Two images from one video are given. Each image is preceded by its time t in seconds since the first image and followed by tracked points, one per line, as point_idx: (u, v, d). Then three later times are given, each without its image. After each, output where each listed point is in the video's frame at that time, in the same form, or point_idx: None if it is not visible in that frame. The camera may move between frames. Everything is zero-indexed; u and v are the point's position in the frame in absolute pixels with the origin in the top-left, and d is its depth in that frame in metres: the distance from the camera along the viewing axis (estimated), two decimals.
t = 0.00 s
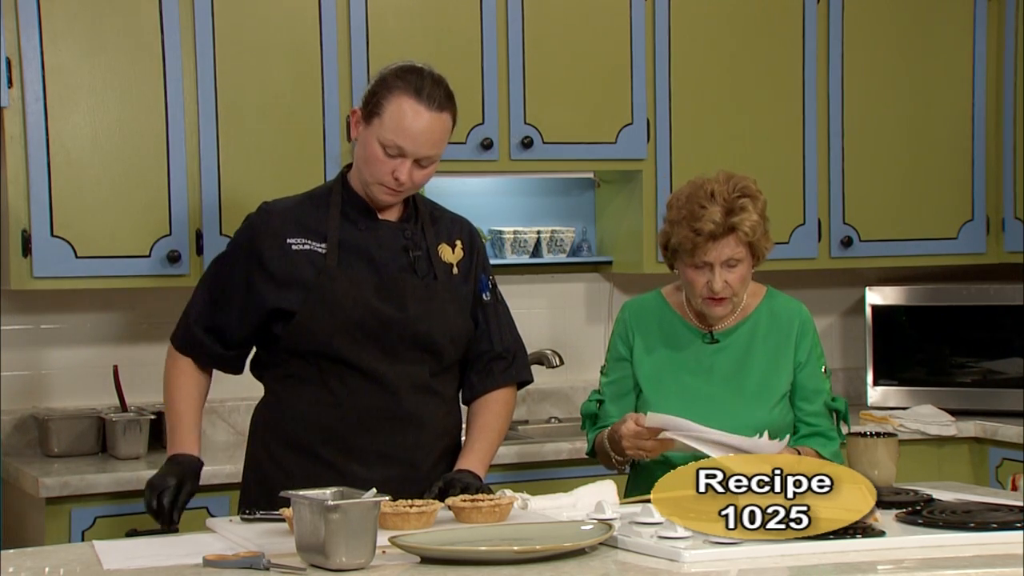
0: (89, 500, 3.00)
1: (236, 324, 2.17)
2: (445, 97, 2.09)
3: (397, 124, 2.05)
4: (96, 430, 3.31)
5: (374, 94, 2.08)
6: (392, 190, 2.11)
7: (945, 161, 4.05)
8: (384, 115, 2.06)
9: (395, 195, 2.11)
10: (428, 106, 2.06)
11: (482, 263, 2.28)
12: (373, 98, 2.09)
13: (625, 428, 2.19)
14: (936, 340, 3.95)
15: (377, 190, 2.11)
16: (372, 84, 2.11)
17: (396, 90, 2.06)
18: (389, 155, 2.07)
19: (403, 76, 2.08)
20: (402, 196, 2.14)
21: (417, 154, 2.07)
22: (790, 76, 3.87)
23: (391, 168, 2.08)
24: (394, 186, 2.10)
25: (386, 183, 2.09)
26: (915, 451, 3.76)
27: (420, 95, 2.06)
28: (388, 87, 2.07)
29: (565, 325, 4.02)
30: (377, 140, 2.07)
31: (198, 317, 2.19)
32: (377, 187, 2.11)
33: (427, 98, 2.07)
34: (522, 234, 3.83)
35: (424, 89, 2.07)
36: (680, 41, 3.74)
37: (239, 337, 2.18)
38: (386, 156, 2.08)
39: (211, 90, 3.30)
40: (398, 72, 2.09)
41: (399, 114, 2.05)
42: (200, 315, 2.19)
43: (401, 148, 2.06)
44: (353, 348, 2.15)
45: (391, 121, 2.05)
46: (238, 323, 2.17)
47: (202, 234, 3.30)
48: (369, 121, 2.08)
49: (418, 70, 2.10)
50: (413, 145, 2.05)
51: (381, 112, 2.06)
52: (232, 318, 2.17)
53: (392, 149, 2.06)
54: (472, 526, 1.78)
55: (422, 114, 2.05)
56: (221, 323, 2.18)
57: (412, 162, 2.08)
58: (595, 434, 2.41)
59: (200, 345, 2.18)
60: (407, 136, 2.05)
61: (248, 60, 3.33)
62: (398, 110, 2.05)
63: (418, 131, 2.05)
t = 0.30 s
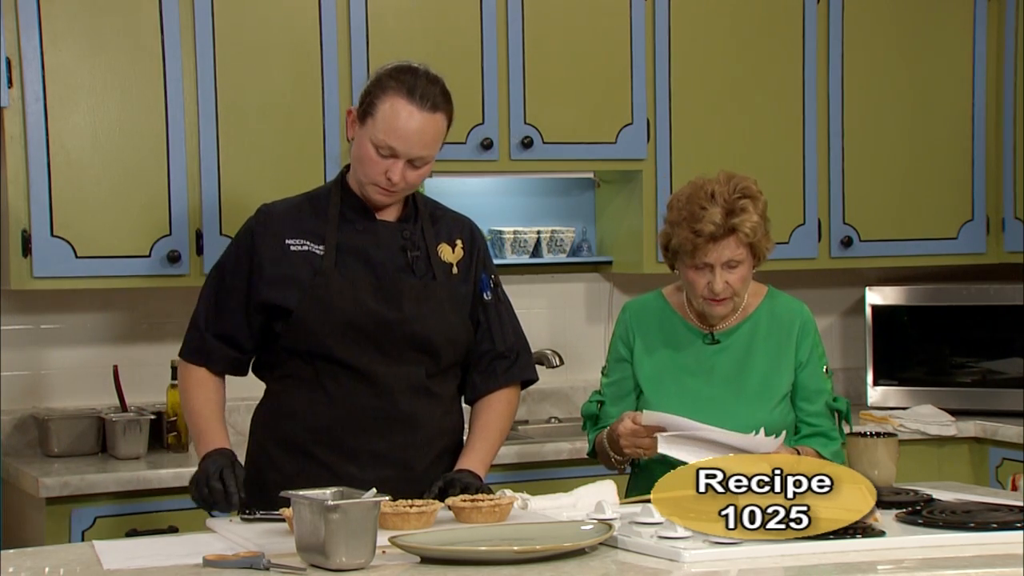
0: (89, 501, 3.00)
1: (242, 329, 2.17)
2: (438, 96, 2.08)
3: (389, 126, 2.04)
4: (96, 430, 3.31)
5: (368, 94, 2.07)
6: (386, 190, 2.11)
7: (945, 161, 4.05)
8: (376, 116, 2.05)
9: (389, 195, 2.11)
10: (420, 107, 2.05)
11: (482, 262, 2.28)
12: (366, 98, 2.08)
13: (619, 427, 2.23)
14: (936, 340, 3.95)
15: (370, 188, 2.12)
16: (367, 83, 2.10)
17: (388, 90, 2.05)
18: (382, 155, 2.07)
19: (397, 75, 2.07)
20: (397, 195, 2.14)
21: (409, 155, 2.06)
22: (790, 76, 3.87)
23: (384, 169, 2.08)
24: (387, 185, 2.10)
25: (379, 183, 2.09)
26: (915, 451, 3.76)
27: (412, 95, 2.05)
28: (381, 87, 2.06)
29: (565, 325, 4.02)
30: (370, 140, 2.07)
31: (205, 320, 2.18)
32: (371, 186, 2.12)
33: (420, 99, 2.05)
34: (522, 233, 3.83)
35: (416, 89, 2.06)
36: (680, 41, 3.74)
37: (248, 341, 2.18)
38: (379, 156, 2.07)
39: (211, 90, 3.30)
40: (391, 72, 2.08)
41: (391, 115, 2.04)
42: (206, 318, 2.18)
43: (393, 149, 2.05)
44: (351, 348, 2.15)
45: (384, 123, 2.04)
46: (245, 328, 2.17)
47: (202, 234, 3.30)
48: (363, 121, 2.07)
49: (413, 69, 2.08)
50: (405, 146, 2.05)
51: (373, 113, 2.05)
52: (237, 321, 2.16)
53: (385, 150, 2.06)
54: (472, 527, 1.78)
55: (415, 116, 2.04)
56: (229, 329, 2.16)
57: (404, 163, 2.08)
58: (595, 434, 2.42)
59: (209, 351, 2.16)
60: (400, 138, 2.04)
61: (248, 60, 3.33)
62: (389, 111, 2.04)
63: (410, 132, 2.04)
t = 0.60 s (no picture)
0: (89, 500, 3.00)
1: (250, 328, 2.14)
2: (445, 94, 2.10)
3: (405, 128, 2.05)
4: (96, 430, 3.31)
5: (375, 100, 2.08)
6: (402, 194, 2.12)
7: (945, 160, 4.05)
8: (389, 121, 2.06)
9: (405, 198, 2.12)
10: (432, 107, 2.07)
11: (482, 262, 2.29)
12: (374, 102, 2.08)
13: (618, 427, 2.23)
14: (936, 340, 3.94)
15: (385, 194, 2.12)
16: (371, 88, 2.10)
17: (399, 93, 2.06)
18: (398, 160, 2.08)
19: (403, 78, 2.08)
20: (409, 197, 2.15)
21: (426, 157, 2.07)
22: (790, 76, 3.87)
23: (400, 172, 2.09)
24: (403, 189, 2.10)
25: (395, 188, 2.10)
26: (915, 450, 3.76)
27: (424, 97, 2.07)
28: (390, 91, 2.07)
29: (565, 325, 4.02)
30: (383, 146, 2.07)
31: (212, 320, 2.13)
32: (385, 192, 2.12)
33: (430, 100, 2.07)
34: (522, 233, 3.83)
35: (425, 90, 2.07)
36: (680, 41, 3.74)
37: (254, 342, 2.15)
38: (393, 161, 2.08)
39: (211, 90, 3.30)
40: (398, 74, 2.08)
41: (405, 118, 2.05)
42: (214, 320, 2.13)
43: (410, 153, 2.06)
44: (353, 348, 2.16)
45: (397, 126, 2.05)
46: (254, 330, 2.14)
47: (202, 234, 3.30)
48: (373, 127, 2.07)
49: (415, 69, 2.09)
50: (422, 148, 2.06)
51: (385, 117, 2.06)
52: (245, 320, 2.13)
53: (400, 154, 2.07)
54: (472, 527, 1.78)
55: (427, 116, 2.06)
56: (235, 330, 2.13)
57: (420, 165, 2.09)
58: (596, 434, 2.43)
59: (218, 351, 2.12)
60: (415, 141, 2.05)
61: (248, 60, 3.33)
62: (403, 115, 2.05)
63: (425, 134, 2.06)
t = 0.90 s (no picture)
0: (89, 500, 3.00)
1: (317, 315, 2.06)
2: (446, 90, 2.13)
3: (417, 127, 2.08)
4: (96, 431, 3.30)
5: (379, 101, 2.10)
6: (415, 193, 2.14)
7: (944, 160, 4.05)
8: (399, 121, 2.08)
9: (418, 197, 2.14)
10: (438, 103, 2.10)
11: (474, 262, 2.31)
12: (381, 104, 2.09)
13: (618, 428, 2.23)
14: (936, 340, 3.94)
15: (400, 195, 2.13)
16: (371, 90, 2.12)
17: (406, 93, 2.08)
18: (412, 159, 2.10)
19: (404, 76, 2.10)
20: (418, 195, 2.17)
21: (439, 153, 2.11)
22: (790, 76, 3.87)
23: (414, 171, 2.11)
24: (418, 187, 2.13)
25: (410, 187, 2.12)
26: (915, 450, 3.76)
27: (430, 94, 2.10)
28: (396, 91, 2.09)
29: (565, 325, 4.02)
30: (396, 147, 2.09)
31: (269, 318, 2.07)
32: (400, 193, 2.13)
33: (434, 93, 2.10)
34: (522, 233, 3.83)
35: (430, 87, 2.10)
36: (680, 41, 3.74)
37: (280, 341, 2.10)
38: (407, 160, 2.10)
39: (211, 89, 3.30)
40: (400, 75, 2.10)
41: (415, 117, 2.08)
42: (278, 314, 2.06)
43: (425, 149, 2.09)
44: (373, 347, 2.15)
45: (408, 125, 2.08)
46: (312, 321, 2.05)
47: (202, 234, 3.30)
48: (382, 129, 2.09)
49: (412, 66, 2.13)
50: (436, 144, 2.09)
51: (396, 118, 2.08)
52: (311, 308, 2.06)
53: (414, 152, 2.09)
54: (472, 527, 1.78)
55: (436, 110, 2.09)
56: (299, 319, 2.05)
57: (432, 161, 2.12)
58: (596, 433, 2.43)
59: (296, 343, 2.04)
60: (428, 136, 2.08)
61: (249, 60, 3.33)
62: (413, 113, 2.08)
63: (437, 131, 2.09)
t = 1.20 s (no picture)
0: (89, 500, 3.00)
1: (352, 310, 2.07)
2: (456, 87, 2.19)
3: (436, 124, 2.13)
4: (96, 430, 3.30)
5: (397, 100, 2.13)
6: (430, 189, 2.18)
7: (945, 160, 4.05)
8: (419, 118, 2.12)
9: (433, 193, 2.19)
10: (453, 100, 2.16)
11: (470, 262, 2.32)
12: (397, 103, 2.13)
13: (618, 428, 2.23)
14: (936, 340, 3.94)
15: (416, 193, 2.18)
16: (385, 89, 2.15)
17: (423, 90, 2.13)
18: (431, 155, 2.15)
19: (418, 74, 2.15)
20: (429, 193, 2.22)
21: (455, 148, 2.16)
22: (790, 76, 3.87)
23: (432, 167, 2.16)
24: (434, 184, 2.17)
25: (428, 184, 2.16)
26: (915, 450, 3.76)
27: (445, 91, 2.15)
28: (413, 89, 2.13)
29: (565, 325, 4.02)
30: (415, 145, 2.13)
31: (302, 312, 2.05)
32: (416, 190, 2.17)
33: (449, 90, 2.16)
34: (522, 233, 3.83)
35: (443, 85, 2.16)
36: (680, 41, 3.74)
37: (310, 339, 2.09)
38: (426, 158, 2.15)
39: (211, 89, 3.30)
40: (414, 73, 2.15)
41: (435, 113, 2.13)
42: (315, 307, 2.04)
43: (443, 146, 2.14)
44: (392, 345, 2.16)
45: (428, 123, 2.13)
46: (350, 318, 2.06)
47: (202, 234, 3.30)
48: (401, 128, 2.13)
49: (423, 64, 2.17)
50: (454, 140, 2.15)
51: (415, 116, 2.12)
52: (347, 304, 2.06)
53: (433, 150, 2.14)
54: (472, 527, 1.78)
55: (452, 107, 2.15)
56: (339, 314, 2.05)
57: (448, 157, 2.17)
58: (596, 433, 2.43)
59: (333, 341, 2.03)
60: (448, 133, 2.14)
61: (249, 60, 3.33)
62: (431, 110, 2.13)
63: (455, 125, 2.15)
